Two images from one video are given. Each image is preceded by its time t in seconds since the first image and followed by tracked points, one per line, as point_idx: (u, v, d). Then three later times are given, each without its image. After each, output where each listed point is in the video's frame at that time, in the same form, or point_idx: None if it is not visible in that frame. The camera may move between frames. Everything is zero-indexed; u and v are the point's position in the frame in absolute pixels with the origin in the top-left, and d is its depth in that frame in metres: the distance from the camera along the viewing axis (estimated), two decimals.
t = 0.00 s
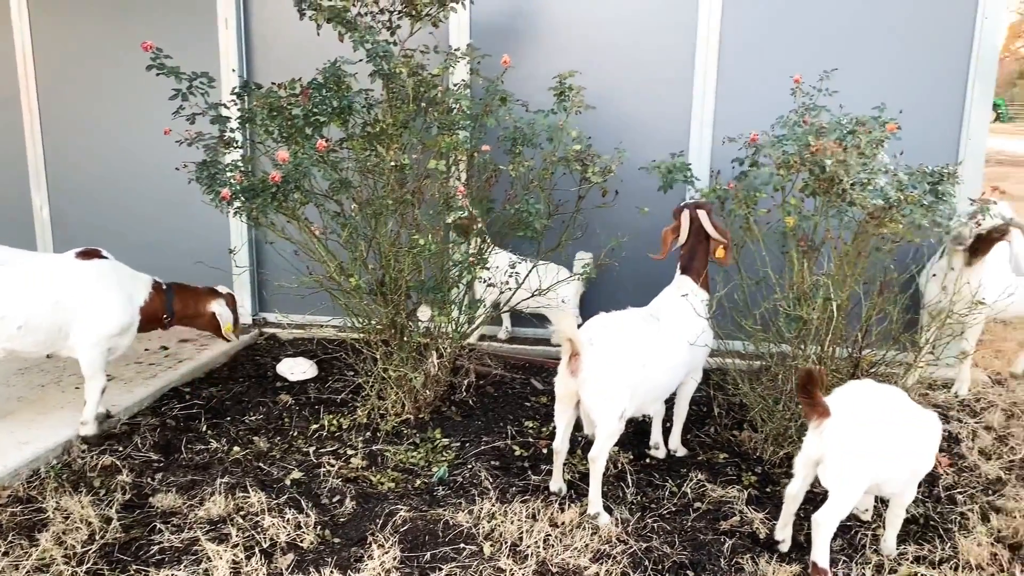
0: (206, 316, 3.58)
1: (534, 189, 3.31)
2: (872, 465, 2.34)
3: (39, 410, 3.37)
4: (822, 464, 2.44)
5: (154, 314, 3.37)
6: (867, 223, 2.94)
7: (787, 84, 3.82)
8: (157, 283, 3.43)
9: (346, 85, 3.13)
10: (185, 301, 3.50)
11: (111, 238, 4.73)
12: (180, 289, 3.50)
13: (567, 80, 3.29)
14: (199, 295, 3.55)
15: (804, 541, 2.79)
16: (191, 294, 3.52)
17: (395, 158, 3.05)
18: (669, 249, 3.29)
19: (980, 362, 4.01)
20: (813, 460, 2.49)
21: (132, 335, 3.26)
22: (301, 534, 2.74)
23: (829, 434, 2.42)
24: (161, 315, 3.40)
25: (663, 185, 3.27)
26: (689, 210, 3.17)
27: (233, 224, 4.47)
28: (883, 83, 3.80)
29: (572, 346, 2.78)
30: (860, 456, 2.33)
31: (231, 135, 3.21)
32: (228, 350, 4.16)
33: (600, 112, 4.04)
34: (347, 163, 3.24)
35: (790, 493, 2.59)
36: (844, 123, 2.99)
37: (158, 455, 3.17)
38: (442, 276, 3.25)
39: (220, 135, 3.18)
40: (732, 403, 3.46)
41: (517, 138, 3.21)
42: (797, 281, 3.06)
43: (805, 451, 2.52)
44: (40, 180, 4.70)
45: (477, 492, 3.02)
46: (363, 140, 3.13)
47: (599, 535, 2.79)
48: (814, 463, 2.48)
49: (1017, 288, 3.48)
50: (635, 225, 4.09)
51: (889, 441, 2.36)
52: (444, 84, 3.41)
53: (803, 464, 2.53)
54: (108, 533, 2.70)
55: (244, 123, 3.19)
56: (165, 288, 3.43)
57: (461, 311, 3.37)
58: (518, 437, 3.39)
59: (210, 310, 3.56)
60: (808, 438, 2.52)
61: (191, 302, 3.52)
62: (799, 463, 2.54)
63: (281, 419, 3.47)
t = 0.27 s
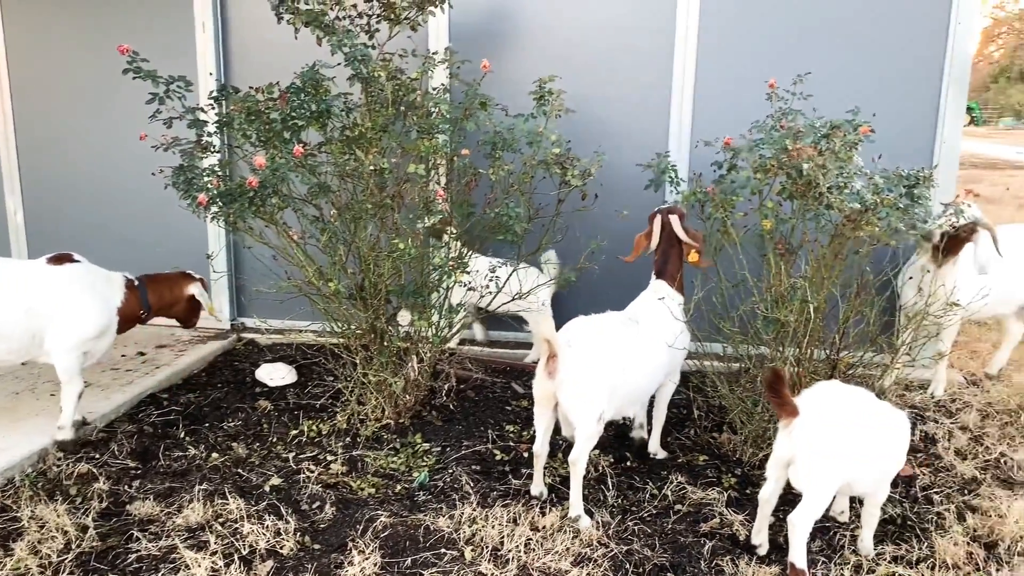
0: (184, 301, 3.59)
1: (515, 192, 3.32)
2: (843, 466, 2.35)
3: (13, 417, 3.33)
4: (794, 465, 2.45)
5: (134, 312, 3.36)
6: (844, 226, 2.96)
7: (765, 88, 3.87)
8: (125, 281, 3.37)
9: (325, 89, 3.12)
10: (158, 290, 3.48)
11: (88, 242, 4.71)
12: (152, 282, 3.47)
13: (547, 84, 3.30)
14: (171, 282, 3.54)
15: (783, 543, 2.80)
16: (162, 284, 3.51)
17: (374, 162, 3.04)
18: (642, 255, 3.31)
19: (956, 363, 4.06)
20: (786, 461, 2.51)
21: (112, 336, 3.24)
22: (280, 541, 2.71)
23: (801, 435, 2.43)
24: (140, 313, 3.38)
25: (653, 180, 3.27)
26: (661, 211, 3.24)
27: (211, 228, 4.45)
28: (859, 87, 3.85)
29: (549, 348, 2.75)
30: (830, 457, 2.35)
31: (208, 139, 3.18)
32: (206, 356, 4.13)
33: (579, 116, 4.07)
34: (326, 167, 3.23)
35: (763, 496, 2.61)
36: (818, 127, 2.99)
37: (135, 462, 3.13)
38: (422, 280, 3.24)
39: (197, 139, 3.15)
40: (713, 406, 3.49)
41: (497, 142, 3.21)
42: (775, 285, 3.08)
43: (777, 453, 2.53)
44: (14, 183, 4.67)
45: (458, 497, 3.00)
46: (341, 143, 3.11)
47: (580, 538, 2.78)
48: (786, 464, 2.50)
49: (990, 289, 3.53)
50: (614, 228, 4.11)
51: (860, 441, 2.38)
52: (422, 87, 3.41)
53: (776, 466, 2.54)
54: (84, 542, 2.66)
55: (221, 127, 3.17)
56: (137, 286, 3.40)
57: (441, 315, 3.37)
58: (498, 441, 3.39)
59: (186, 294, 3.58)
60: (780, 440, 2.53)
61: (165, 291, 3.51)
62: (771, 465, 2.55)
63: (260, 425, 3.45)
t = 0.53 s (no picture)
0: (164, 301, 3.55)
1: (500, 196, 3.32)
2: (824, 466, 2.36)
3: None
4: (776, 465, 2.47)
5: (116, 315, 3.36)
6: (827, 227, 2.99)
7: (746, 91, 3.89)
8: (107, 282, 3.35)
9: (308, 93, 3.10)
10: (141, 289, 3.46)
11: (69, 246, 4.66)
12: (133, 283, 3.44)
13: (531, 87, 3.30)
14: (151, 280, 3.50)
15: (768, 543, 2.82)
16: (144, 284, 3.48)
17: (359, 166, 3.02)
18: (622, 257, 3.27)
19: (936, 364, 4.11)
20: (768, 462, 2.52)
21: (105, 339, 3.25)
22: (265, 546, 2.68)
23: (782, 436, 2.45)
24: (126, 315, 3.39)
25: (627, 189, 3.29)
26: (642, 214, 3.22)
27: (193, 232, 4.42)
28: (840, 90, 3.88)
29: (532, 349, 2.75)
30: (812, 457, 2.36)
31: (190, 143, 3.16)
32: (188, 361, 4.10)
33: (563, 119, 4.08)
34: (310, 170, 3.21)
35: (747, 497, 2.62)
36: (800, 130, 3.02)
37: (117, 469, 3.10)
38: (407, 284, 3.23)
39: (180, 142, 3.13)
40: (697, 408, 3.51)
41: (482, 145, 3.21)
42: (759, 287, 3.10)
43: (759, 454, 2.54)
44: None
45: (444, 501, 2.99)
46: (325, 146, 3.10)
47: (566, 541, 2.78)
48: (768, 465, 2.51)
49: (970, 290, 3.57)
50: (598, 231, 4.13)
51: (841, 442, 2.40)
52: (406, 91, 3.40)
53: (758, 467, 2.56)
54: (65, 550, 2.62)
55: (203, 131, 3.15)
56: (119, 287, 3.38)
57: (426, 319, 3.37)
58: (484, 444, 3.39)
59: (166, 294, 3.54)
60: (762, 441, 2.55)
61: (147, 291, 3.48)
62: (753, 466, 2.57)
63: (243, 430, 3.43)
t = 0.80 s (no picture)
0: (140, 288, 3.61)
1: (487, 198, 3.32)
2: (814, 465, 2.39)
3: None
4: (766, 465, 2.48)
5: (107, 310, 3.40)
6: (814, 228, 3.01)
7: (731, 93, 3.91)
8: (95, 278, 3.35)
9: (294, 94, 3.08)
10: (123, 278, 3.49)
11: (54, 245, 4.61)
12: (114, 275, 3.46)
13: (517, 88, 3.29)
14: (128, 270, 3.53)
15: (756, 543, 2.84)
16: (123, 273, 3.50)
17: (346, 167, 3.01)
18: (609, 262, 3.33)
19: (920, 364, 4.16)
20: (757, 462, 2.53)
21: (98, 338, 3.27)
22: (254, 550, 2.66)
23: (771, 436, 2.46)
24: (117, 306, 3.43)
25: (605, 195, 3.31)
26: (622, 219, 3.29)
27: (177, 234, 4.40)
28: (824, 92, 3.91)
29: (521, 351, 2.73)
30: (802, 456, 2.38)
31: (175, 144, 3.14)
32: (173, 364, 4.07)
33: (549, 121, 4.09)
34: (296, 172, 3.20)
35: (736, 498, 2.63)
36: (786, 131, 3.02)
37: (102, 473, 3.07)
38: (394, 286, 3.21)
39: (165, 144, 3.11)
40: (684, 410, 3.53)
41: (469, 147, 3.20)
42: (745, 288, 3.13)
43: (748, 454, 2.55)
44: None
45: (432, 503, 2.99)
46: (311, 148, 3.09)
47: (556, 542, 2.78)
48: (757, 465, 2.52)
49: (955, 289, 3.61)
50: (585, 232, 4.14)
51: (827, 441, 2.42)
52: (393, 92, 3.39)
53: (746, 467, 2.57)
54: (50, 556, 2.59)
55: (188, 132, 3.13)
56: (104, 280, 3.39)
57: (414, 321, 3.37)
58: (472, 446, 3.39)
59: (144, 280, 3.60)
60: (751, 442, 2.56)
61: (127, 282, 3.51)
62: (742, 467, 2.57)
63: (230, 434, 3.41)
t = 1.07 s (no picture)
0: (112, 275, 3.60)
1: (478, 198, 3.32)
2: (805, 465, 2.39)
3: None
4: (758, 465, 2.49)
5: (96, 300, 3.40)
6: (803, 228, 3.02)
7: (720, 93, 3.92)
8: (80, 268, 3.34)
9: (284, 95, 3.06)
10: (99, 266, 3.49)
11: (41, 245, 4.58)
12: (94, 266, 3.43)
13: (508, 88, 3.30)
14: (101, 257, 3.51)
15: (747, 543, 2.85)
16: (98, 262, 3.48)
17: (336, 169, 3.01)
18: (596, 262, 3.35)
19: (908, 363, 4.19)
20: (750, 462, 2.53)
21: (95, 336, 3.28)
22: (245, 552, 2.65)
23: (763, 436, 2.46)
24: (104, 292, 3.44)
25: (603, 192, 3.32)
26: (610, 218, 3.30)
27: (166, 235, 4.36)
28: (812, 92, 3.93)
29: (514, 351, 2.72)
30: (793, 456, 2.39)
31: (163, 146, 3.13)
32: (161, 366, 4.05)
33: (539, 121, 4.09)
34: (286, 173, 3.19)
35: (728, 498, 2.64)
36: (775, 133, 3.05)
37: (90, 476, 3.05)
38: (384, 287, 3.21)
39: (154, 145, 3.09)
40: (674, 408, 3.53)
41: (459, 147, 3.20)
42: (735, 288, 3.13)
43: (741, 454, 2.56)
44: None
45: (424, 504, 2.99)
46: (300, 149, 3.08)
47: (547, 543, 2.79)
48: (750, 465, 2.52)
49: (942, 289, 3.64)
50: (575, 232, 4.15)
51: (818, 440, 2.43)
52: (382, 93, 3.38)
53: (740, 467, 2.57)
54: (38, 559, 2.57)
55: (177, 133, 3.11)
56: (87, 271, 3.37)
57: (405, 322, 3.37)
58: (463, 447, 3.39)
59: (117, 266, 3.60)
60: (744, 442, 2.56)
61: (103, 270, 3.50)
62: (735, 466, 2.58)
63: (219, 436, 3.39)
